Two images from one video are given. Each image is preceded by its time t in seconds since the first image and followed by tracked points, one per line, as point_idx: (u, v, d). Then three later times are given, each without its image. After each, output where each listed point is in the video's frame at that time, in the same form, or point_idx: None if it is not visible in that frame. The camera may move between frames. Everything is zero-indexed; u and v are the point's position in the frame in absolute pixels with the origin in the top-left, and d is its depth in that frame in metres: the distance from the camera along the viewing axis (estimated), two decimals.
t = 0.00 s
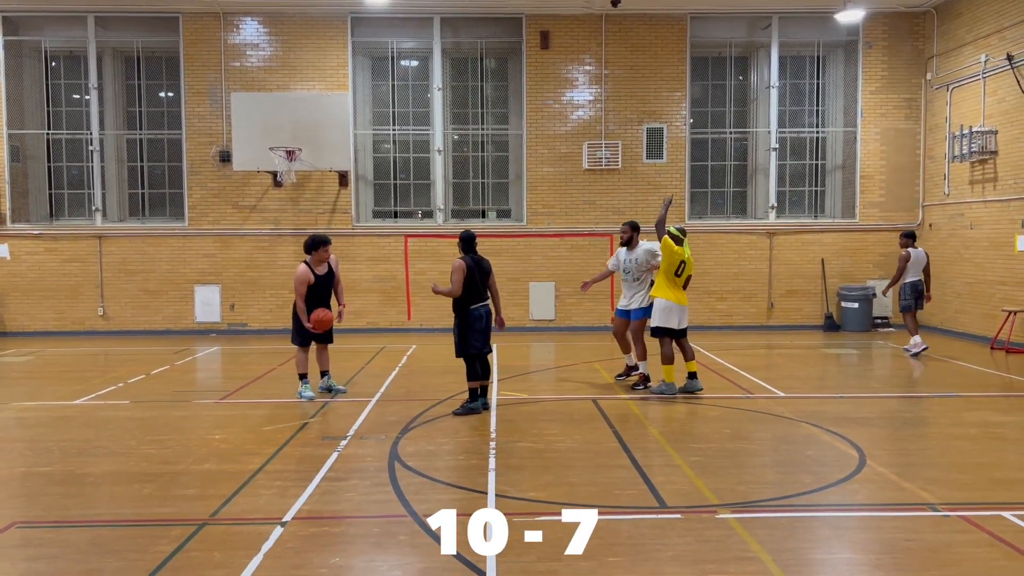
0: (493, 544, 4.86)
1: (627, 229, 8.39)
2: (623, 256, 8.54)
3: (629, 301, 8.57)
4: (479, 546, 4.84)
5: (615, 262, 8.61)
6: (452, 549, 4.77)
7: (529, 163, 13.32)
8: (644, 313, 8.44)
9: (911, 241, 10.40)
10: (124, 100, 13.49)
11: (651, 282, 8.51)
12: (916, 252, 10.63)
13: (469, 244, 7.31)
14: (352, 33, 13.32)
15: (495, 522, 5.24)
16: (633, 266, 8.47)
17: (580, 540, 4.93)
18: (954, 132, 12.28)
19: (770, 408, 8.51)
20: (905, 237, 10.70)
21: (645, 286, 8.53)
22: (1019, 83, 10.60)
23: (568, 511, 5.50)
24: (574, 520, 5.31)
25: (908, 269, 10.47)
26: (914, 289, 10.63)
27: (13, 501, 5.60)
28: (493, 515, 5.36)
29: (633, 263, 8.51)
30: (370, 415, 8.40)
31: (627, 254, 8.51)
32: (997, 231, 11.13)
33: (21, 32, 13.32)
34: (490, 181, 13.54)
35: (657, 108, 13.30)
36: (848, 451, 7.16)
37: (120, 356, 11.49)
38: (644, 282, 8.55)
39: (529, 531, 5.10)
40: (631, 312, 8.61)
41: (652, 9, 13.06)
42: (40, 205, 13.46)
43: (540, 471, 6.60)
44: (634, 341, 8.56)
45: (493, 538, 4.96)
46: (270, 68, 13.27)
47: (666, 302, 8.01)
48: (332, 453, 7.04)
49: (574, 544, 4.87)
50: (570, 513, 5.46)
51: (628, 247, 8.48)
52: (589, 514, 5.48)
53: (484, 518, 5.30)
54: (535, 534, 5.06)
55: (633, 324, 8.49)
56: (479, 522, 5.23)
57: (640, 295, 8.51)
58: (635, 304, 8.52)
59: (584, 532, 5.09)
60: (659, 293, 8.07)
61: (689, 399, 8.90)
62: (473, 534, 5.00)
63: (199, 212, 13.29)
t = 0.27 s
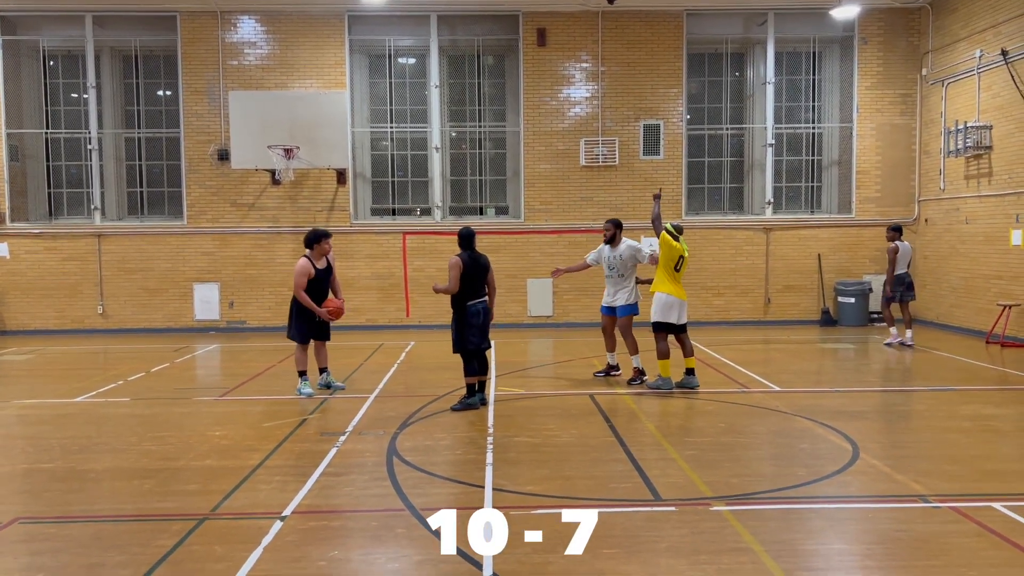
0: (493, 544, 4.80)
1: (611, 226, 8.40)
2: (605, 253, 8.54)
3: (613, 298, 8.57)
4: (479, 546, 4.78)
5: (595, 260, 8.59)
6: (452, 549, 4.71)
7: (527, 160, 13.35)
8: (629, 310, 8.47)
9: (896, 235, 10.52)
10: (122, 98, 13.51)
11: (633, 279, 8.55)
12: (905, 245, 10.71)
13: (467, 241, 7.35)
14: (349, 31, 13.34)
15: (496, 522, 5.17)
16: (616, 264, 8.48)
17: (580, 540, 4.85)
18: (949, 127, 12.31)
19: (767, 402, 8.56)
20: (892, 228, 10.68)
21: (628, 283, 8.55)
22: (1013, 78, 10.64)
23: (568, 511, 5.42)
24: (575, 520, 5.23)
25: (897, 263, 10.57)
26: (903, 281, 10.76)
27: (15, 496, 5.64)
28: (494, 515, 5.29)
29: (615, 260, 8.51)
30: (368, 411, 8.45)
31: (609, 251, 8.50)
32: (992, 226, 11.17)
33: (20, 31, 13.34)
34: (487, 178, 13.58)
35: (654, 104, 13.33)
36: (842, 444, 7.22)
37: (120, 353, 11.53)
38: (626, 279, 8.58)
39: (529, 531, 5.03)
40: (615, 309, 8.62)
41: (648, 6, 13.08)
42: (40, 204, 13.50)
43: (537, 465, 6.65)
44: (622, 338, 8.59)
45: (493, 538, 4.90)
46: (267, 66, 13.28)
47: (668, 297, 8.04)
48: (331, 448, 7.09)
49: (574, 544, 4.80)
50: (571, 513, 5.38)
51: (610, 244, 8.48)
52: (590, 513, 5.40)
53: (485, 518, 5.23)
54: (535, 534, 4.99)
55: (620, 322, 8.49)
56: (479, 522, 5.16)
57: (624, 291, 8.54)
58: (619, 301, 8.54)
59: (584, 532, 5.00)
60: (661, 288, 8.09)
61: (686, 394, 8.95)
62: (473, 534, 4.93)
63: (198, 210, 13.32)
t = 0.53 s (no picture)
0: (493, 544, 4.76)
1: (595, 223, 8.44)
2: (591, 249, 8.60)
3: (600, 294, 8.65)
4: (479, 546, 4.75)
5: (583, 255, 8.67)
6: (452, 549, 4.67)
7: (522, 157, 13.36)
8: (615, 304, 8.53)
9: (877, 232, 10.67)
10: (117, 97, 13.50)
11: (620, 275, 8.59)
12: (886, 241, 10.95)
13: (464, 239, 7.30)
14: (344, 29, 13.33)
15: (496, 522, 5.13)
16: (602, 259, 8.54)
17: (580, 541, 4.81)
18: (943, 123, 12.35)
19: (761, 398, 8.60)
20: (870, 227, 11.01)
21: (615, 278, 8.60)
22: (1006, 74, 10.68)
23: (568, 511, 5.36)
24: (575, 520, 5.18)
25: (880, 258, 10.74)
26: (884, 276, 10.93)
27: (13, 496, 5.66)
28: (494, 515, 5.25)
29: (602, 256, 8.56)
30: (365, 408, 8.47)
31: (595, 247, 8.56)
32: (985, 221, 11.22)
33: (14, 30, 13.31)
34: (483, 176, 13.59)
35: (649, 101, 13.35)
36: (836, 439, 7.26)
37: (117, 352, 11.53)
38: (614, 274, 8.63)
39: (529, 531, 4.99)
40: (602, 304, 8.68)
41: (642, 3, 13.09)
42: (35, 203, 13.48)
43: (533, 461, 6.68)
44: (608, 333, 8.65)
45: (493, 538, 4.86)
46: (262, 64, 13.27)
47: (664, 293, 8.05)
48: (328, 446, 7.11)
49: (575, 545, 4.76)
50: (571, 512, 5.33)
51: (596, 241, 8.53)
52: (590, 513, 5.34)
53: (485, 517, 5.19)
54: (535, 534, 4.95)
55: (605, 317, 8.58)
56: (479, 522, 5.13)
57: (611, 287, 8.60)
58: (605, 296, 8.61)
59: (584, 533, 4.95)
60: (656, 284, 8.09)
61: (681, 390, 8.98)
62: (473, 534, 4.90)
63: (194, 208, 13.32)
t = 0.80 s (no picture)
0: (493, 544, 4.74)
1: (586, 223, 8.37)
2: (580, 248, 8.57)
3: (589, 292, 8.68)
4: (479, 546, 4.72)
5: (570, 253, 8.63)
6: (452, 549, 4.65)
7: (514, 155, 13.36)
8: (605, 303, 8.57)
9: (857, 229, 10.78)
10: (107, 95, 13.43)
11: (609, 273, 8.63)
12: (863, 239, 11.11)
13: (458, 237, 7.35)
14: (335, 27, 13.30)
15: (496, 522, 5.10)
16: (592, 258, 8.53)
17: (580, 540, 4.78)
18: (932, 120, 12.42)
19: (754, 394, 8.64)
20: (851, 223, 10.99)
21: (604, 276, 8.64)
22: (995, 71, 10.75)
23: (567, 512, 5.31)
24: (575, 520, 5.15)
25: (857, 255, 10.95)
26: (861, 272, 11.12)
27: (6, 495, 5.64)
28: (495, 515, 5.22)
29: (591, 254, 8.55)
30: (358, 406, 8.47)
31: (585, 246, 8.52)
32: (974, 218, 11.30)
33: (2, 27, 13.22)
34: (475, 173, 13.59)
35: (641, 99, 13.37)
36: (827, 435, 7.31)
37: (108, 351, 11.49)
38: (603, 272, 8.66)
39: (529, 531, 4.96)
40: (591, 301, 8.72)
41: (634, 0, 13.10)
42: (25, 201, 13.40)
43: (527, 459, 6.70)
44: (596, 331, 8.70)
45: (493, 539, 4.83)
46: (253, 62, 13.23)
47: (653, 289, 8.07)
48: (322, 444, 7.11)
49: (575, 544, 4.73)
50: (571, 512, 5.29)
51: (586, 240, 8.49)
52: (590, 513, 5.30)
53: (484, 518, 5.17)
54: (535, 534, 4.92)
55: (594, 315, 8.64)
56: (479, 522, 5.10)
57: (600, 285, 8.65)
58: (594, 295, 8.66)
59: (584, 532, 4.91)
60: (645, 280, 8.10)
61: (674, 387, 9.01)
62: (473, 534, 4.87)
63: (185, 206, 13.27)
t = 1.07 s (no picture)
0: (493, 544, 4.69)
1: (562, 220, 8.43)
2: (557, 247, 8.63)
3: (565, 291, 8.68)
4: (479, 546, 4.68)
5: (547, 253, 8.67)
6: (452, 549, 4.60)
7: (502, 152, 13.34)
8: (581, 302, 8.58)
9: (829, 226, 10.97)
10: (91, 91, 13.31)
11: (586, 272, 8.63)
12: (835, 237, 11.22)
13: (448, 234, 7.36)
14: (321, 23, 13.24)
15: (496, 522, 5.06)
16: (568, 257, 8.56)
17: (580, 540, 4.74)
18: (917, 118, 12.50)
19: (741, 391, 8.67)
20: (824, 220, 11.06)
21: (581, 276, 8.64)
22: (979, 69, 10.83)
23: (568, 511, 5.26)
24: (575, 520, 5.10)
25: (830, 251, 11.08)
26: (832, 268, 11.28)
27: None
28: (495, 515, 5.17)
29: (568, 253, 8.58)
30: (346, 404, 8.44)
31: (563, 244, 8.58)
32: (958, 215, 11.38)
33: None
34: (462, 170, 13.57)
35: (627, 96, 13.39)
36: (814, 431, 7.35)
37: (93, 349, 11.39)
38: (579, 272, 8.67)
39: (529, 531, 4.91)
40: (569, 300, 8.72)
41: None
42: (7, 198, 13.27)
43: (516, 456, 6.69)
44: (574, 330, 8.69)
45: (493, 539, 4.79)
46: (239, 58, 13.14)
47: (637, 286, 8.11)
48: (311, 442, 7.08)
49: (575, 544, 4.68)
50: (571, 513, 5.24)
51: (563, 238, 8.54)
52: (590, 513, 5.25)
53: (484, 518, 5.12)
54: (535, 534, 4.87)
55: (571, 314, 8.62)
56: (479, 522, 5.06)
57: (577, 284, 8.65)
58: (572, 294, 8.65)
59: (584, 533, 4.86)
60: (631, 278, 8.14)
61: (662, 384, 9.03)
62: (473, 534, 4.83)
63: (170, 203, 13.18)
